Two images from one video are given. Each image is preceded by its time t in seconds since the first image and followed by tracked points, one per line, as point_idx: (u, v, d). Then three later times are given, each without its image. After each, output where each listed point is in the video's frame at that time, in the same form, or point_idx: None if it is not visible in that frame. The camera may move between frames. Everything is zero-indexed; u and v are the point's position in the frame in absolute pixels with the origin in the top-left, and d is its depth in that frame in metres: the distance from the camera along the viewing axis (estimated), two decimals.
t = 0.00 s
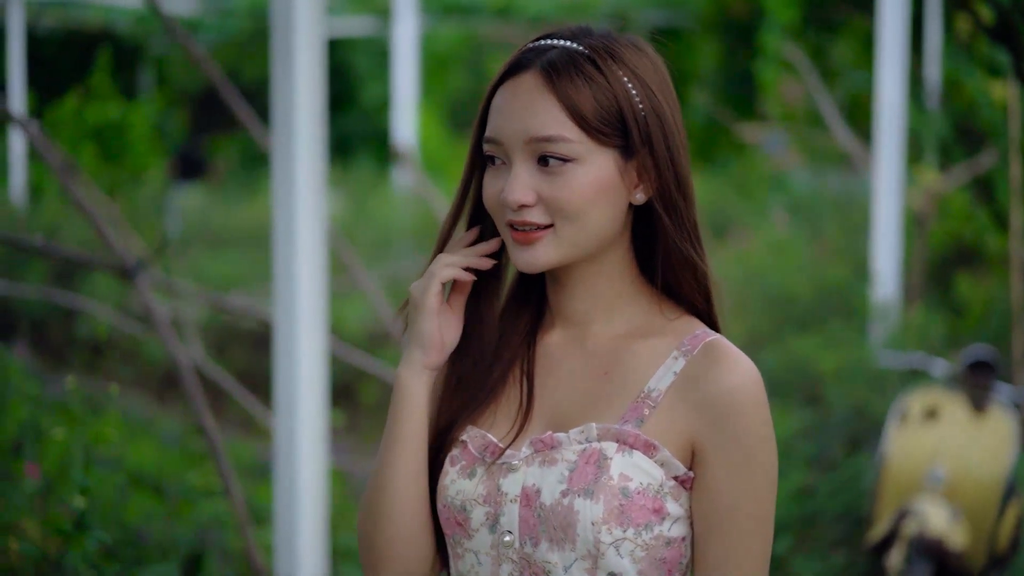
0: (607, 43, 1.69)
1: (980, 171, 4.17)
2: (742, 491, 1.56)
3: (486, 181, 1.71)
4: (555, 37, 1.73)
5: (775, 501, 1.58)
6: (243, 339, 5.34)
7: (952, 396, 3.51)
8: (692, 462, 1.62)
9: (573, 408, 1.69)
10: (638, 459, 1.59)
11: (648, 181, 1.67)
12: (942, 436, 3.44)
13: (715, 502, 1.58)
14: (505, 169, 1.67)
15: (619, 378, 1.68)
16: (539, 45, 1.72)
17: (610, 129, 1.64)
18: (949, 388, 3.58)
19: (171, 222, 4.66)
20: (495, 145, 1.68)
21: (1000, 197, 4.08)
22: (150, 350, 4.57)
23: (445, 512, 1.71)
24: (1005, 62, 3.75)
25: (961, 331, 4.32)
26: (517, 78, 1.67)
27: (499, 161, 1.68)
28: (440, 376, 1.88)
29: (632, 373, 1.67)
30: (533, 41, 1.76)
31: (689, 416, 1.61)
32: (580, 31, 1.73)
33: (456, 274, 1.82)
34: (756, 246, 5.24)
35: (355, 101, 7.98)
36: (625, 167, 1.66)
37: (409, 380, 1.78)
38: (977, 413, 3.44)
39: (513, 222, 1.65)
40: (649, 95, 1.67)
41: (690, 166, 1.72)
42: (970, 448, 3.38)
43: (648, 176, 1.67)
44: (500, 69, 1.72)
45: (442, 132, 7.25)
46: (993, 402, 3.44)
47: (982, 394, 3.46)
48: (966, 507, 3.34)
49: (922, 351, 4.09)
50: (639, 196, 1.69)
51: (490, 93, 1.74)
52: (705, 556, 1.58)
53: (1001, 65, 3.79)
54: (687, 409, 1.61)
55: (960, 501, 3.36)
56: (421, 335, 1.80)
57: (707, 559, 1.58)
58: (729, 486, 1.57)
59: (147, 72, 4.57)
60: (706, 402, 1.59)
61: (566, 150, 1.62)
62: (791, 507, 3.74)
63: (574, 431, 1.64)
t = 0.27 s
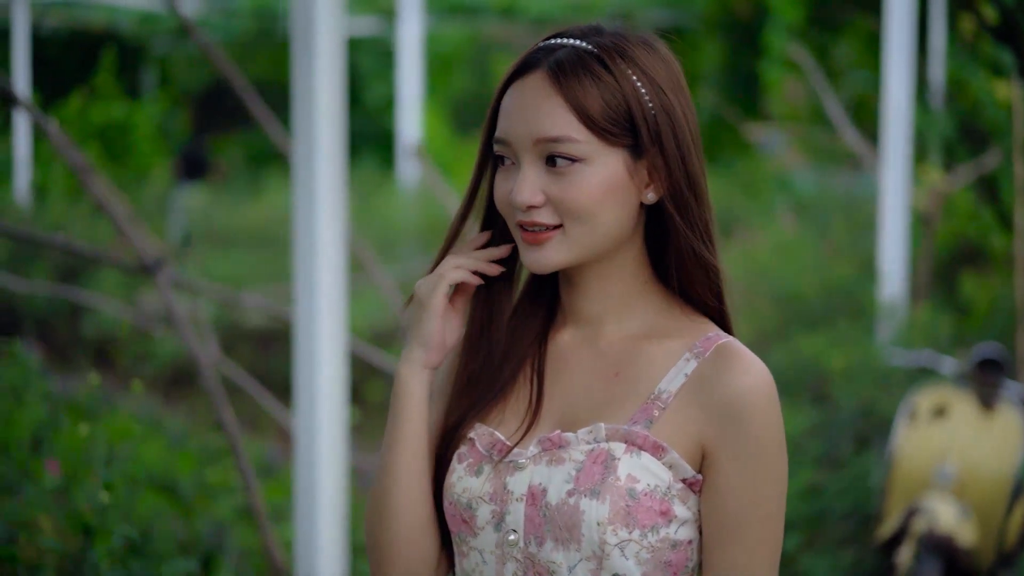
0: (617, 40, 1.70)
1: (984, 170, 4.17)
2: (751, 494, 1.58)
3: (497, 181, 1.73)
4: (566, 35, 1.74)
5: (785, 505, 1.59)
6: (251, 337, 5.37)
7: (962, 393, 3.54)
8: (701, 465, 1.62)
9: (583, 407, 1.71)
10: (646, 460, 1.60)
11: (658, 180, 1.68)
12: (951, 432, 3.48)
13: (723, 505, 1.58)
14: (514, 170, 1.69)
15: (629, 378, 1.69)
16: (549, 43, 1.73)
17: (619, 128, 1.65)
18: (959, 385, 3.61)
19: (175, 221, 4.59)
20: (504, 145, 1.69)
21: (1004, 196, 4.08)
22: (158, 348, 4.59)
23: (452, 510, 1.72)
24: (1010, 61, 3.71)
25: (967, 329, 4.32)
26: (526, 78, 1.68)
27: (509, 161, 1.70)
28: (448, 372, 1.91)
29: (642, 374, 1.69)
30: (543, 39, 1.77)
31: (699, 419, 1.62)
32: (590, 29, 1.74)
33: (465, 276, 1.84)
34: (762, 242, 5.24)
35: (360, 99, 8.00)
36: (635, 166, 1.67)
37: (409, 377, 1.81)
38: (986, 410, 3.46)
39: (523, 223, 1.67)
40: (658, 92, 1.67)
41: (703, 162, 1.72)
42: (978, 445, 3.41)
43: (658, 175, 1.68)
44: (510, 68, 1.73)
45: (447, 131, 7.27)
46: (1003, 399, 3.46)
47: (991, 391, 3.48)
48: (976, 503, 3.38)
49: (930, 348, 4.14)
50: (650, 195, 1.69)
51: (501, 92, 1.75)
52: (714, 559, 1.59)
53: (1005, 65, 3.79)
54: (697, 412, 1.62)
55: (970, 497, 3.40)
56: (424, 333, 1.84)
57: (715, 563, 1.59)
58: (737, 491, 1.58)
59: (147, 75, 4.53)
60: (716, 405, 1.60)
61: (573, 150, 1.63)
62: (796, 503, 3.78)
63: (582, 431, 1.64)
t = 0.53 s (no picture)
0: (621, 37, 1.70)
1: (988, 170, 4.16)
2: (751, 497, 1.58)
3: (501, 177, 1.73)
4: (571, 32, 1.74)
5: (786, 508, 1.60)
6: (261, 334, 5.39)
7: (968, 394, 3.78)
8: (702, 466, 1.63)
9: (584, 406, 1.72)
10: (648, 460, 1.61)
11: (660, 177, 1.68)
12: (956, 430, 3.70)
13: (721, 508, 1.60)
14: (517, 166, 1.69)
15: (632, 378, 1.70)
16: (553, 40, 1.74)
17: (621, 125, 1.65)
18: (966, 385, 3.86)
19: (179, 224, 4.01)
20: (507, 141, 1.70)
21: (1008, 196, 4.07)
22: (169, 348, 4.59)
23: (451, 508, 1.73)
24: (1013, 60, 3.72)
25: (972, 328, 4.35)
26: (530, 74, 1.69)
27: (512, 158, 1.71)
28: (448, 368, 1.92)
29: (645, 373, 1.70)
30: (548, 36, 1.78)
31: (700, 421, 1.62)
32: (595, 26, 1.74)
33: (466, 275, 1.86)
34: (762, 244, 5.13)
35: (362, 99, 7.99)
36: (637, 164, 1.67)
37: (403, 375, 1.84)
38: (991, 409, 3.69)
39: (525, 219, 1.68)
40: (662, 90, 1.67)
41: (707, 160, 1.72)
42: (982, 444, 3.62)
43: (660, 172, 1.68)
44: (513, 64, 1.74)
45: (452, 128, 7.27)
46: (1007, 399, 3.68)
47: (994, 391, 3.74)
48: (981, 500, 3.60)
49: (935, 346, 4.26)
50: (652, 193, 1.70)
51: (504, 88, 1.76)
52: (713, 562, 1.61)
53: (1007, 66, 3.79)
54: (698, 412, 1.63)
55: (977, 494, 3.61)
56: (421, 331, 1.86)
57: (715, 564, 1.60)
58: (738, 493, 1.59)
59: (151, 72, 4.22)
60: (718, 406, 1.61)
61: (575, 147, 1.64)
62: (801, 502, 4.03)
63: (584, 430, 1.66)
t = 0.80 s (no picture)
0: (624, 33, 1.69)
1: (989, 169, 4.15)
2: (752, 495, 1.58)
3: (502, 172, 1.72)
4: (575, 27, 1.73)
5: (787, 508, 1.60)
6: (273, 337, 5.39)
7: (976, 392, 3.79)
8: (703, 464, 1.62)
9: (584, 403, 1.70)
10: (647, 456, 1.60)
11: (662, 173, 1.67)
12: (962, 427, 3.70)
13: (721, 505, 1.59)
14: (518, 161, 1.68)
15: (633, 375, 1.69)
16: (556, 34, 1.73)
17: (624, 120, 1.64)
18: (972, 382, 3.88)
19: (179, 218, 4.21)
20: (508, 136, 1.69)
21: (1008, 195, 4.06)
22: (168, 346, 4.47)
23: (447, 502, 1.72)
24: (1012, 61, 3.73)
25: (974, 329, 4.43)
26: (533, 69, 1.68)
27: (513, 152, 1.69)
28: (446, 366, 1.91)
29: (647, 370, 1.68)
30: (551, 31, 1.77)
31: (702, 418, 1.61)
32: (598, 21, 1.73)
33: (467, 276, 1.86)
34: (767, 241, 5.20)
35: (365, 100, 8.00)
36: (640, 159, 1.66)
37: (396, 372, 1.83)
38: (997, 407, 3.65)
39: (526, 214, 1.66)
40: (665, 86, 1.66)
41: (710, 159, 1.71)
42: (987, 440, 3.59)
43: (663, 168, 1.67)
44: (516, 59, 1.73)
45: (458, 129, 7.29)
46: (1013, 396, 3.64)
47: (998, 386, 3.75)
48: (987, 498, 3.56)
49: (943, 345, 4.20)
50: (655, 189, 1.69)
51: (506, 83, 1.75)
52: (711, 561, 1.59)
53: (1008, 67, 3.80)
54: (700, 410, 1.62)
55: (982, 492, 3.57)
56: (416, 329, 1.85)
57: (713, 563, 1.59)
58: (739, 490, 1.58)
59: (151, 73, 4.15)
60: (719, 404, 1.60)
61: (576, 141, 1.63)
62: (804, 501, 4.13)
63: (584, 425, 1.64)
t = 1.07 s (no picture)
0: (628, 32, 1.69)
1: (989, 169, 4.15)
2: (748, 499, 1.57)
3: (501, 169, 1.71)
4: (579, 26, 1.73)
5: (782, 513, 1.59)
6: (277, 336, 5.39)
7: (979, 391, 3.98)
8: (699, 468, 1.61)
9: (580, 405, 1.69)
10: (643, 459, 1.59)
11: (662, 174, 1.67)
12: (966, 426, 3.91)
13: (717, 510, 1.58)
14: (518, 158, 1.67)
15: (631, 377, 1.68)
16: (559, 33, 1.72)
17: (625, 118, 1.64)
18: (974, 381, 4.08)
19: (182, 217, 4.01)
20: (508, 132, 1.68)
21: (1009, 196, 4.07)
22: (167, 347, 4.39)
23: (440, 502, 1.71)
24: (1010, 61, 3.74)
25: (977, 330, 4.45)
26: (536, 65, 1.67)
27: (513, 149, 1.69)
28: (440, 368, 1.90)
29: (644, 372, 1.68)
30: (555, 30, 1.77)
31: (700, 421, 1.61)
32: (602, 21, 1.73)
33: (456, 283, 1.86)
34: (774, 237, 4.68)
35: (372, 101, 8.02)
36: (639, 159, 1.65)
37: (379, 375, 1.83)
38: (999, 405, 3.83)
39: (524, 210, 1.65)
40: (667, 86, 1.66)
41: (711, 162, 1.71)
42: (989, 439, 3.79)
43: (662, 169, 1.67)
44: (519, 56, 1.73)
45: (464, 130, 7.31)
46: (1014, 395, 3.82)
47: (1000, 384, 3.94)
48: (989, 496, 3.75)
49: (944, 344, 4.32)
50: (654, 190, 1.68)
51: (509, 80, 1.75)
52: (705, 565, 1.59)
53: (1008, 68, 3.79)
54: (698, 413, 1.61)
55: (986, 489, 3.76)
56: (401, 332, 1.85)
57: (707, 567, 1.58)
58: (736, 494, 1.57)
59: (152, 74, 3.94)
60: (718, 408, 1.59)
61: (576, 138, 1.62)
62: (809, 498, 4.31)
63: (580, 427, 1.64)
